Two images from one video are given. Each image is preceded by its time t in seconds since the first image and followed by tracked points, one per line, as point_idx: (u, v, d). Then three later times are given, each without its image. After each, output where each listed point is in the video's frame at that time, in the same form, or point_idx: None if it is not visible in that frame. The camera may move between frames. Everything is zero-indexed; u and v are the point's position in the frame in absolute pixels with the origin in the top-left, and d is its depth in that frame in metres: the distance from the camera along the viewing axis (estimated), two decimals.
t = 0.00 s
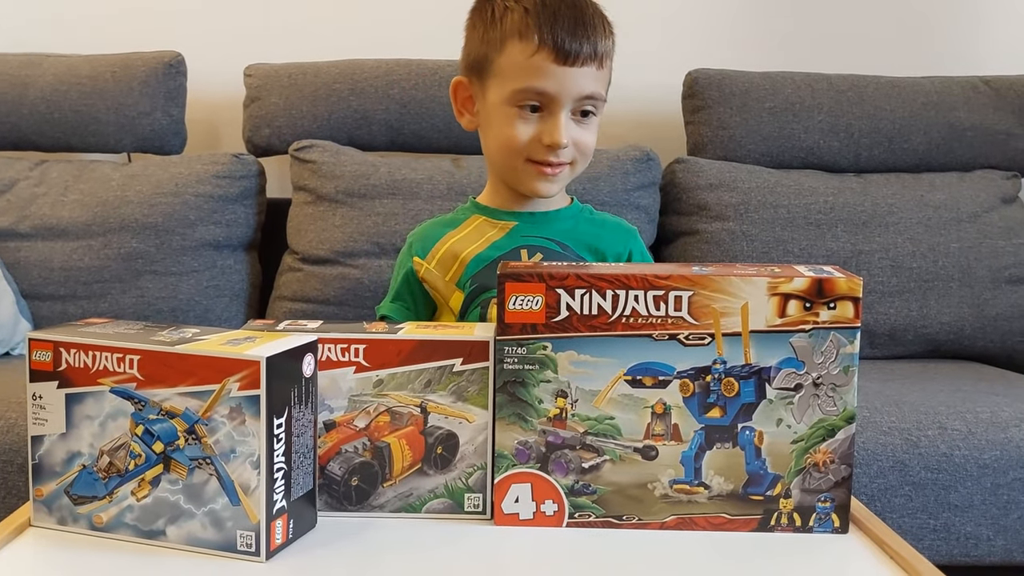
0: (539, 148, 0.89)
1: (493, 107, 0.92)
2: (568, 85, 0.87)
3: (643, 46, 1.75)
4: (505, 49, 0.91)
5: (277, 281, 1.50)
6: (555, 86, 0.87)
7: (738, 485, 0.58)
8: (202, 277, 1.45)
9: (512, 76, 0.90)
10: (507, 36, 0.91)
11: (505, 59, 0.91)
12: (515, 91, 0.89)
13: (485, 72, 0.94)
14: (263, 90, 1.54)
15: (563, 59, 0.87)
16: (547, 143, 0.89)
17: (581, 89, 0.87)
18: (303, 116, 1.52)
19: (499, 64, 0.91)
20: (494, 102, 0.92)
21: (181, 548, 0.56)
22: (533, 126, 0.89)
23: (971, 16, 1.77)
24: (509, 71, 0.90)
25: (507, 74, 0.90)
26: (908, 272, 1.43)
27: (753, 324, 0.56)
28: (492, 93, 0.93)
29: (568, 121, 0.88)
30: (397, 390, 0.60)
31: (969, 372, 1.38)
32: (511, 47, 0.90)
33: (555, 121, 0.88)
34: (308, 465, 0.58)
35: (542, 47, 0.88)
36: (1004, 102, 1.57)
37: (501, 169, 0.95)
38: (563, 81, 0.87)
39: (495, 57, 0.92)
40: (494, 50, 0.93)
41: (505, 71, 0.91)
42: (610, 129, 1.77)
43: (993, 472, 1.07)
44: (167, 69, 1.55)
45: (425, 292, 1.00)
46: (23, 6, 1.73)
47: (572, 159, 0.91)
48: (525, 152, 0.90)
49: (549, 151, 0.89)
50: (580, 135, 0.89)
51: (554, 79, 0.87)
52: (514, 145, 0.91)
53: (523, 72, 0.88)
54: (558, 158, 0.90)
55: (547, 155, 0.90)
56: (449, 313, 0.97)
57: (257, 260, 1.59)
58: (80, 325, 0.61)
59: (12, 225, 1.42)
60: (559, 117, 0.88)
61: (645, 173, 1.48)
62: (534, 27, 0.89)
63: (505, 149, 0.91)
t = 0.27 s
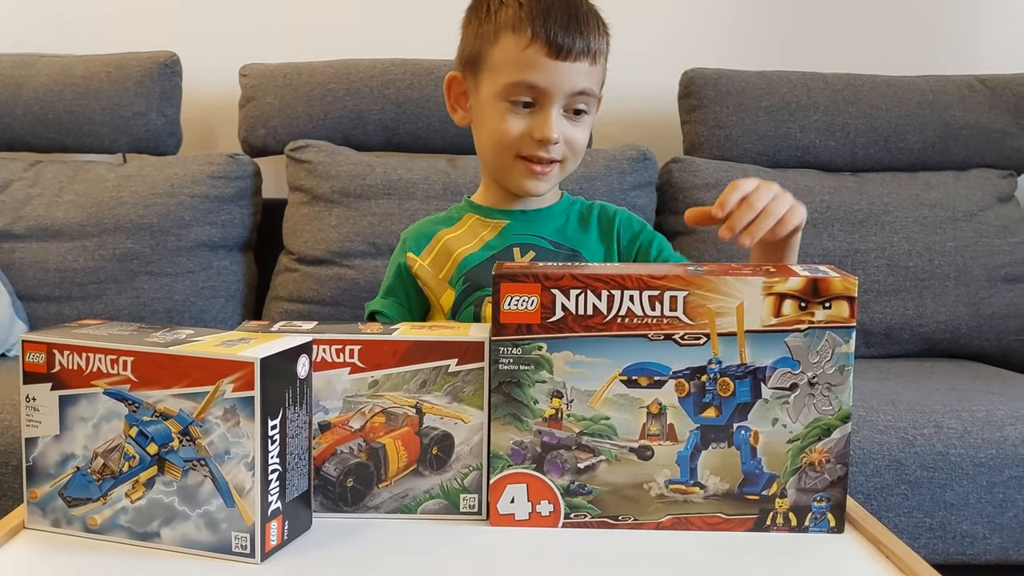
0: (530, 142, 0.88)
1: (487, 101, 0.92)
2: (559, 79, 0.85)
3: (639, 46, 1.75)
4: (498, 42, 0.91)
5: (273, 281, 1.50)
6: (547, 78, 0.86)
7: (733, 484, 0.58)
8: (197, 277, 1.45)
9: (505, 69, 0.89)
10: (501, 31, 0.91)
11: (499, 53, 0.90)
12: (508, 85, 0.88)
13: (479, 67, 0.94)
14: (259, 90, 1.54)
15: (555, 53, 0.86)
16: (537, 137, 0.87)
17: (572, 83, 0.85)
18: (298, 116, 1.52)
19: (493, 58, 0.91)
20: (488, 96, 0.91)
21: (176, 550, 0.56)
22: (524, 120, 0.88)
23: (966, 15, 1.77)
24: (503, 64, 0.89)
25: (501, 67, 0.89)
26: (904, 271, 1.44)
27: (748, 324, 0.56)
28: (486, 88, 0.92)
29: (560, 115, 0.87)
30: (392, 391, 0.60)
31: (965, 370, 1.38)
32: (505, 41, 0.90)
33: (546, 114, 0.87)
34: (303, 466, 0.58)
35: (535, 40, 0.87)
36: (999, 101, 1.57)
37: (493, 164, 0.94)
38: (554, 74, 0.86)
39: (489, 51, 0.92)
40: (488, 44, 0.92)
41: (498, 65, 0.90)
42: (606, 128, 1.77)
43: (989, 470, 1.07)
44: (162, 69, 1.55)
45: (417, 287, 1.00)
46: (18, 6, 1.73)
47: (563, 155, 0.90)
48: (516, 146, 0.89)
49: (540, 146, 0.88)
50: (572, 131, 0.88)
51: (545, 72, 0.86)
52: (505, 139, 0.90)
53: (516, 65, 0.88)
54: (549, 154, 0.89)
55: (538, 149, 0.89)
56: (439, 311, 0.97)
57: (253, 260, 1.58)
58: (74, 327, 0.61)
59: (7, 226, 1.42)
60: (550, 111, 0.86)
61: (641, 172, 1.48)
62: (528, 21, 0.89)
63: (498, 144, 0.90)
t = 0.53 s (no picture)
0: (514, 132, 0.87)
1: (472, 101, 0.92)
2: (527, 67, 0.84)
3: (639, 42, 1.75)
4: (473, 41, 0.91)
5: (271, 278, 1.49)
6: (518, 68, 0.85)
7: (732, 482, 0.58)
8: (195, 273, 1.45)
9: (481, 66, 0.89)
10: (475, 30, 0.91)
11: (474, 53, 0.90)
12: (482, 81, 0.88)
13: (463, 68, 0.94)
14: (257, 86, 1.53)
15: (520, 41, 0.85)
16: (520, 126, 0.86)
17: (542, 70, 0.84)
18: (297, 112, 1.51)
19: (471, 58, 0.91)
20: (472, 96, 0.92)
21: (173, 546, 0.55)
22: (502, 113, 0.87)
23: (966, 12, 1.77)
24: (478, 63, 0.89)
25: (477, 66, 0.89)
26: (903, 268, 1.43)
27: (748, 322, 0.56)
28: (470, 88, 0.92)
29: (539, 101, 0.85)
30: (390, 388, 0.60)
31: (964, 368, 1.38)
32: (478, 39, 0.90)
33: (521, 104, 0.86)
34: (300, 462, 0.58)
35: (502, 33, 0.87)
36: (999, 98, 1.57)
37: (488, 161, 0.93)
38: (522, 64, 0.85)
39: (467, 52, 0.92)
40: (466, 44, 0.93)
41: (476, 63, 0.90)
42: (605, 125, 1.77)
43: (987, 468, 1.07)
44: (159, 64, 1.54)
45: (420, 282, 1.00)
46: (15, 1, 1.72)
47: (552, 142, 0.89)
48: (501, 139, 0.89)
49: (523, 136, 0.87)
50: (553, 117, 0.86)
51: (514, 63, 0.85)
52: (490, 133, 0.89)
53: (487, 62, 0.87)
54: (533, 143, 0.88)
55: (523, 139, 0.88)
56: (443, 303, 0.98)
57: (251, 257, 1.58)
58: (70, 322, 0.61)
59: (4, 222, 1.42)
60: (529, 99, 0.85)
61: (641, 169, 1.48)
62: (495, 17, 0.88)
63: (485, 141, 0.90)
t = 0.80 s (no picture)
0: (492, 134, 0.87)
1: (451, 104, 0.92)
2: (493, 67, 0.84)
3: (635, 35, 1.74)
4: (445, 45, 0.90)
5: (266, 272, 1.49)
6: (485, 71, 0.84)
7: (730, 474, 0.58)
8: (190, 268, 1.44)
9: (453, 70, 0.88)
10: (444, 33, 0.90)
11: (446, 55, 0.90)
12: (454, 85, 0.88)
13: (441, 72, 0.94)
14: (251, 79, 1.52)
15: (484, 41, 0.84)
16: (497, 128, 0.86)
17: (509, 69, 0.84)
18: (292, 105, 1.51)
19: (444, 61, 0.91)
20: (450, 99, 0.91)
21: (167, 542, 0.55)
22: (478, 115, 0.87)
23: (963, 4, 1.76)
24: (450, 67, 0.89)
25: (449, 70, 0.89)
26: (899, 261, 1.43)
27: (745, 314, 0.55)
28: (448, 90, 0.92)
29: (512, 102, 0.85)
30: (386, 382, 0.59)
31: (960, 361, 1.38)
32: (448, 42, 0.89)
33: (494, 105, 0.85)
34: (296, 457, 0.57)
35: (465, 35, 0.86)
36: (996, 91, 1.57)
37: (476, 161, 0.94)
38: (487, 65, 0.84)
39: (441, 55, 0.92)
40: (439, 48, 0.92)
41: (449, 67, 0.89)
42: (601, 118, 1.76)
43: (983, 461, 1.07)
44: (153, 57, 1.53)
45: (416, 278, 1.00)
46: None
47: (532, 138, 0.88)
48: (481, 141, 0.88)
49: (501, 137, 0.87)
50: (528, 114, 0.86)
51: (479, 65, 0.84)
52: (470, 137, 0.89)
53: (456, 66, 0.87)
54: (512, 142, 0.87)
55: (502, 139, 0.87)
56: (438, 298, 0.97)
57: (246, 250, 1.58)
58: (62, 316, 0.60)
59: None
60: (500, 100, 0.85)
61: (637, 162, 1.47)
62: (459, 18, 0.87)
63: (467, 143, 0.90)
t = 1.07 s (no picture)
0: (472, 134, 0.87)
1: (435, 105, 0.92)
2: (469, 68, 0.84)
3: (631, 33, 1.74)
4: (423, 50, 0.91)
5: (264, 271, 1.49)
6: (457, 73, 0.85)
7: (725, 472, 0.59)
8: (188, 268, 1.44)
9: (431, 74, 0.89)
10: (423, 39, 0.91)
11: (427, 58, 0.90)
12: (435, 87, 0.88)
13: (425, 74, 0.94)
14: (248, 80, 1.53)
15: (459, 42, 0.84)
16: (474, 128, 0.86)
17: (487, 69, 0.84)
18: (289, 105, 1.51)
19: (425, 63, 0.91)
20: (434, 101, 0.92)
21: (165, 542, 0.55)
22: (459, 116, 0.87)
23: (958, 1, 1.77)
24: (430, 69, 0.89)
25: (430, 72, 0.90)
26: (895, 258, 1.44)
27: (740, 312, 0.56)
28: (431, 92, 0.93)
29: (485, 101, 0.85)
30: (382, 381, 0.59)
31: (956, 357, 1.39)
32: (425, 47, 0.90)
33: (474, 105, 0.85)
34: (293, 457, 0.58)
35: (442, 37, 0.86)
36: (991, 88, 1.57)
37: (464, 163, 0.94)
38: (464, 67, 0.84)
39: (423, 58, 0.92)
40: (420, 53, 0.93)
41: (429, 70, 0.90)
42: (598, 116, 1.76)
43: (980, 457, 1.08)
44: (150, 58, 1.53)
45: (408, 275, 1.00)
46: None
47: (512, 136, 0.88)
48: (465, 141, 0.89)
49: (483, 136, 0.87)
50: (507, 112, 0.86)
51: (456, 67, 0.85)
52: (453, 139, 0.90)
53: (435, 68, 0.87)
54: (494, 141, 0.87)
55: (481, 139, 0.87)
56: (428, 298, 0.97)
57: (244, 250, 1.58)
58: (60, 318, 0.61)
59: None
60: (478, 99, 0.85)
61: (633, 161, 1.48)
62: (435, 21, 0.88)
63: (452, 144, 0.91)
